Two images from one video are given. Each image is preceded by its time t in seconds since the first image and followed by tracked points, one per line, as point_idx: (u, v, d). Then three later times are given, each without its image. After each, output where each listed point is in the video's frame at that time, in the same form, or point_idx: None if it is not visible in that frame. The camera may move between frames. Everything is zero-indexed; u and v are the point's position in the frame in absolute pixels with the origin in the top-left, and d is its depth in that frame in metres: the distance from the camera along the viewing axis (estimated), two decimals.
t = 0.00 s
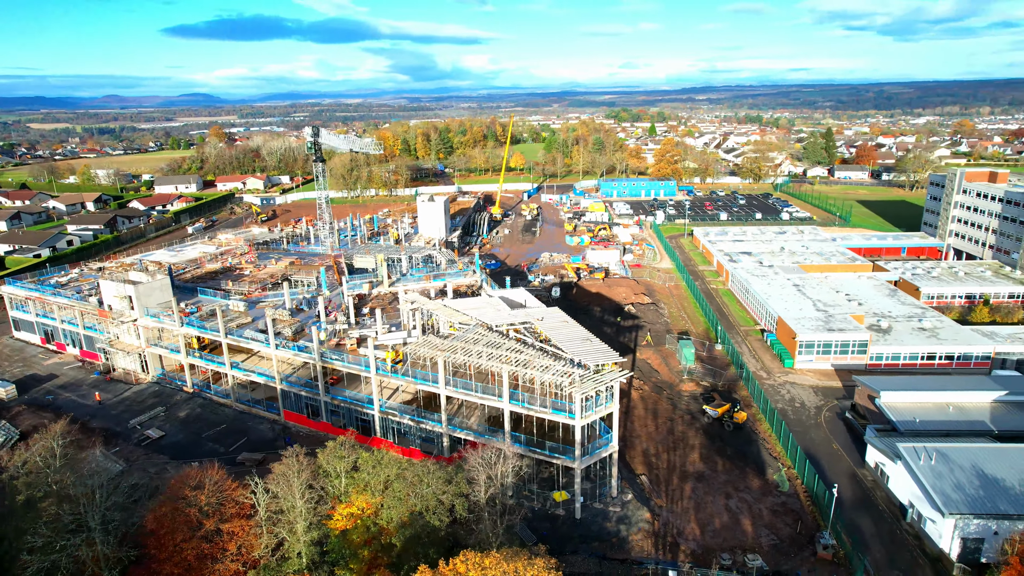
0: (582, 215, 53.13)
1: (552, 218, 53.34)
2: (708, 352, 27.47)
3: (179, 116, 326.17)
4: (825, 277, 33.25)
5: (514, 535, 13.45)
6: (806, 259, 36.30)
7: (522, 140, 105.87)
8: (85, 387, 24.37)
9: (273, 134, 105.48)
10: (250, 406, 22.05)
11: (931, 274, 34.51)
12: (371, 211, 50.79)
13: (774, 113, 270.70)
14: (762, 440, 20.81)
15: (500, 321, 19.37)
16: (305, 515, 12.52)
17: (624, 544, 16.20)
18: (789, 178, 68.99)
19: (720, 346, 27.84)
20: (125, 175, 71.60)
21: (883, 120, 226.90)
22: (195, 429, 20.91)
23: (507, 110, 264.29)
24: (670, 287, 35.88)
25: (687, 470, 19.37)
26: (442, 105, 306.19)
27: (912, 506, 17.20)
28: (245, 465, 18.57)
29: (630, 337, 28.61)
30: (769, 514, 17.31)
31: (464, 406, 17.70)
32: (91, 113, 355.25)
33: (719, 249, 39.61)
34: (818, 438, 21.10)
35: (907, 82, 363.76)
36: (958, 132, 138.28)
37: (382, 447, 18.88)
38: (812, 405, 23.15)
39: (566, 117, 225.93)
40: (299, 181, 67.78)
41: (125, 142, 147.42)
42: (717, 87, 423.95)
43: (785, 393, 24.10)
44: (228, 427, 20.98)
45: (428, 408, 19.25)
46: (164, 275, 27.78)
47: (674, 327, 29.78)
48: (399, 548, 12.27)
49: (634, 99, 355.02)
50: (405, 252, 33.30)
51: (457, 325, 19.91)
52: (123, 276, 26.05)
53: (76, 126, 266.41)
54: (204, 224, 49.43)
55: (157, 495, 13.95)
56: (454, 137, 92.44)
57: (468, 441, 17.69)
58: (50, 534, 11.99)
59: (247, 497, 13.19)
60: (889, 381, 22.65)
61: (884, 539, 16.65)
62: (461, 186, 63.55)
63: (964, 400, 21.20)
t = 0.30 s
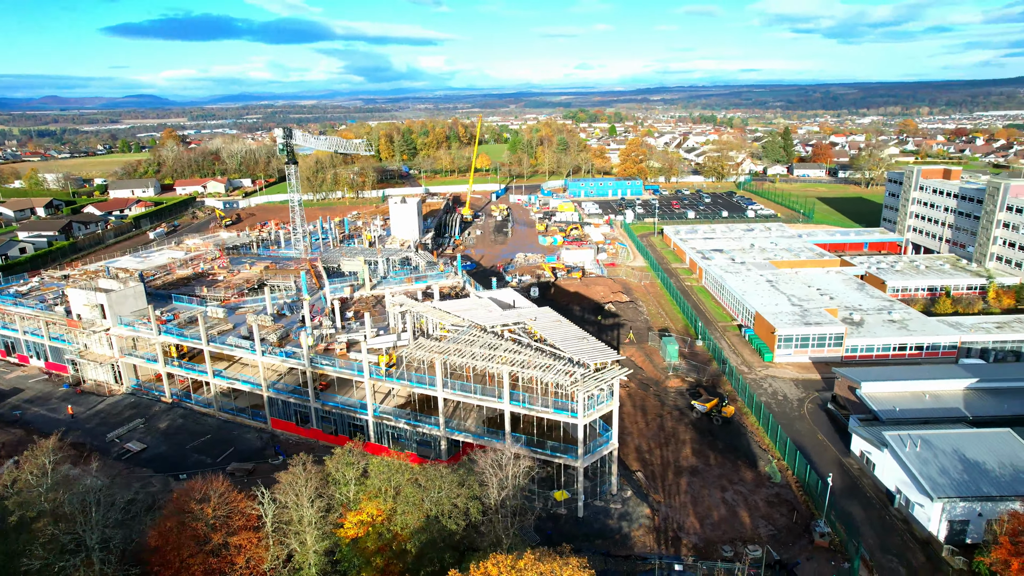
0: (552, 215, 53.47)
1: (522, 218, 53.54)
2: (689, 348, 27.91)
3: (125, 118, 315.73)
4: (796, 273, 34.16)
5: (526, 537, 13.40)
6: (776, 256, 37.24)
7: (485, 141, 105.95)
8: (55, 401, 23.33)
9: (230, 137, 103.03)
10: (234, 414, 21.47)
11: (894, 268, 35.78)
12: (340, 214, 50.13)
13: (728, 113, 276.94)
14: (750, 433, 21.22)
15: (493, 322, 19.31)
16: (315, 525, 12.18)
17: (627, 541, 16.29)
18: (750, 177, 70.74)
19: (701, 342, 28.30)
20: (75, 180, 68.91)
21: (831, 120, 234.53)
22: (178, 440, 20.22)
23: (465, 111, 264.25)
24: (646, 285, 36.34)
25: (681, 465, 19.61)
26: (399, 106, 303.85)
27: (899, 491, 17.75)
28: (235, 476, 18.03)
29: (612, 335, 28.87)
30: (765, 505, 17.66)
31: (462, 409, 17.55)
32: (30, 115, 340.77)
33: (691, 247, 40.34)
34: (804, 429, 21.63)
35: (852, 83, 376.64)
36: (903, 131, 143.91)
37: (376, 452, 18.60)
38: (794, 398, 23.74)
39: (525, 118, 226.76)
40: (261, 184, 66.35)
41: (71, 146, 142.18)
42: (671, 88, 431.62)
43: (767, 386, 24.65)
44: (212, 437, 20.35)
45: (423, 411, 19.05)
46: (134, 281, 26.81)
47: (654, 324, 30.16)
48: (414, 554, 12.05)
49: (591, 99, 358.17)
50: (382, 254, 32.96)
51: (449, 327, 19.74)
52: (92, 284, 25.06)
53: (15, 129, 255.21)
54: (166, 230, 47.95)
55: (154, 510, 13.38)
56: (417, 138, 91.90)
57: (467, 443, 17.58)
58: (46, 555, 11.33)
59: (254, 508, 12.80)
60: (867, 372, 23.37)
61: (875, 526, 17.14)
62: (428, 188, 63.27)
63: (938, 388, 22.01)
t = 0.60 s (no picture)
0: (522, 215, 53.64)
1: (493, 219, 53.58)
2: (671, 345, 28.32)
3: (68, 120, 304.08)
4: (768, 269, 34.96)
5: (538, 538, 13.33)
6: (747, 253, 38.05)
7: (448, 142, 105.64)
8: (24, 416, 22.31)
9: (185, 139, 100.35)
10: (218, 424, 20.87)
11: (860, 263, 36.95)
12: (308, 216, 49.30)
13: (683, 113, 282.34)
14: (739, 427, 21.64)
15: (487, 322, 19.20)
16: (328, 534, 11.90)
17: (630, 537, 16.41)
18: (713, 176, 72.26)
19: (682, 339, 28.74)
20: (23, 185, 66.13)
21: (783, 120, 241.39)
22: (162, 453, 19.54)
23: (424, 113, 262.63)
24: (623, 283, 36.68)
25: (674, 461, 19.86)
26: (356, 107, 300.21)
27: (886, 478, 18.33)
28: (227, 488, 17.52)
29: (594, 334, 29.09)
30: (760, 497, 18.03)
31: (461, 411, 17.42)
32: None
33: (664, 245, 40.95)
34: (789, 421, 22.16)
35: (801, 84, 387.92)
36: (852, 130, 149.11)
37: (372, 458, 18.30)
38: (776, 391, 24.31)
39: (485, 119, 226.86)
40: (222, 188, 64.73)
41: (13, 149, 136.22)
42: (627, 89, 437.31)
43: (750, 380, 25.18)
44: (198, 448, 19.74)
45: (419, 414, 18.83)
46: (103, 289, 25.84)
47: (634, 322, 30.49)
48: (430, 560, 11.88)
49: (549, 100, 360.51)
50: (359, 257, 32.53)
51: (441, 329, 19.57)
52: (59, 292, 24.05)
53: None
54: (126, 236, 46.39)
55: (154, 526, 12.87)
56: (381, 139, 91.10)
57: (465, 445, 17.47)
58: None
59: (263, 519, 12.44)
60: (845, 364, 24.08)
61: (866, 512, 17.64)
62: (396, 189, 62.73)
63: (914, 377, 22.81)
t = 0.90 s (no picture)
0: (494, 216, 53.62)
1: (464, 219, 53.41)
2: (653, 342, 28.66)
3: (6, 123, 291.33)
4: (741, 266, 35.73)
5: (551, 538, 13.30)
6: (720, 251, 38.80)
7: (412, 144, 104.86)
8: None
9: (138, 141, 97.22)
10: (203, 434, 20.24)
11: (828, 258, 38.06)
12: (276, 220, 48.33)
13: (640, 114, 286.51)
14: (727, 421, 22.03)
15: (482, 323, 19.10)
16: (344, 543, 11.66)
17: (632, 533, 16.52)
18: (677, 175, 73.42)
19: (664, 336, 29.11)
20: None
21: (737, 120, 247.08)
22: (147, 466, 18.89)
23: (382, 113, 259.99)
24: (600, 282, 36.98)
25: (668, 456, 20.09)
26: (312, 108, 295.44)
27: (874, 466, 18.88)
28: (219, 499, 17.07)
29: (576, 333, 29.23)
30: (754, 489, 18.39)
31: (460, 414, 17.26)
32: None
33: (638, 244, 41.44)
34: (774, 414, 22.66)
35: (752, 85, 397.91)
36: (804, 129, 154.07)
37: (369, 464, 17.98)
38: (760, 385, 24.83)
39: (444, 120, 225.91)
40: (182, 192, 62.97)
41: None
42: (584, 90, 441.23)
43: (733, 375, 25.66)
44: (185, 459, 19.13)
45: (415, 418, 18.63)
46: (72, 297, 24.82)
47: (615, 320, 30.75)
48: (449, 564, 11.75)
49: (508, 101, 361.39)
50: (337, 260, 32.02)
51: (435, 331, 19.37)
52: (26, 301, 22.99)
53: None
54: (84, 242, 44.70)
55: (156, 543, 12.43)
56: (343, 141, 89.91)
57: (465, 448, 17.33)
58: None
59: (273, 531, 12.13)
60: (825, 356, 24.72)
61: (856, 500, 18.16)
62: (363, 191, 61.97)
63: (891, 367, 23.56)
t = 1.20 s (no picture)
0: (465, 217, 53.39)
1: (435, 221, 53.04)
2: (636, 340, 28.95)
3: None
4: (715, 263, 36.39)
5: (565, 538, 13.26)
6: (693, 249, 39.45)
7: (374, 145, 103.67)
8: None
9: (89, 145, 93.79)
10: (189, 445, 19.61)
11: (797, 254, 39.09)
12: (242, 224, 47.17)
13: (599, 114, 289.74)
14: (715, 416, 22.40)
15: (477, 324, 19.00)
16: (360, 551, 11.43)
17: (634, 529, 16.64)
18: (642, 175, 74.28)
19: (645, 334, 29.45)
20: None
21: (693, 120, 252.11)
22: (131, 479, 18.19)
23: (339, 115, 256.31)
24: (578, 281, 37.19)
25: (662, 451, 20.31)
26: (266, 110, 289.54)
27: (861, 455, 19.42)
28: (212, 512, 16.57)
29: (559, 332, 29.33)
30: (749, 481, 18.74)
31: (460, 416, 17.13)
32: None
33: (612, 243, 41.81)
34: (760, 407, 23.13)
35: (707, 86, 405.70)
36: (759, 129, 157.60)
37: (367, 470, 17.72)
38: (743, 379, 25.33)
39: (404, 122, 224.55)
40: (140, 196, 61.13)
41: None
42: (542, 91, 443.26)
43: (716, 370, 26.12)
44: (172, 471, 18.50)
45: (411, 422, 18.41)
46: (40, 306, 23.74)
47: (597, 319, 30.96)
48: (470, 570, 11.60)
49: (466, 102, 361.16)
50: (314, 263, 31.42)
51: (429, 333, 19.17)
52: None
53: None
54: (39, 249, 42.85)
55: (161, 559, 11.98)
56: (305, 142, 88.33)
57: (465, 450, 17.22)
58: None
59: (285, 542, 11.81)
60: (805, 350, 25.36)
61: (847, 488, 18.65)
62: (330, 194, 61.04)
63: (869, 359, 24.31)
